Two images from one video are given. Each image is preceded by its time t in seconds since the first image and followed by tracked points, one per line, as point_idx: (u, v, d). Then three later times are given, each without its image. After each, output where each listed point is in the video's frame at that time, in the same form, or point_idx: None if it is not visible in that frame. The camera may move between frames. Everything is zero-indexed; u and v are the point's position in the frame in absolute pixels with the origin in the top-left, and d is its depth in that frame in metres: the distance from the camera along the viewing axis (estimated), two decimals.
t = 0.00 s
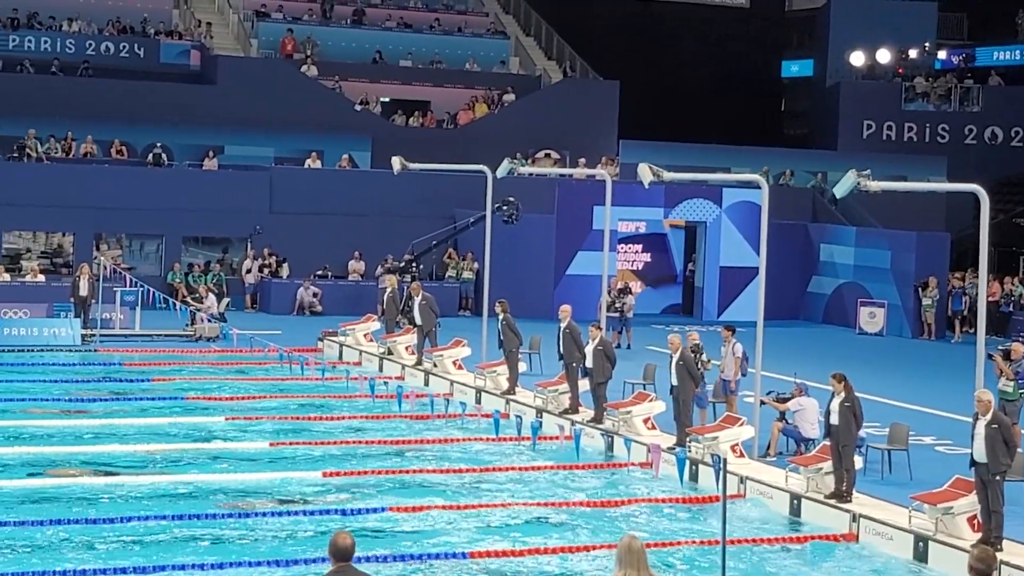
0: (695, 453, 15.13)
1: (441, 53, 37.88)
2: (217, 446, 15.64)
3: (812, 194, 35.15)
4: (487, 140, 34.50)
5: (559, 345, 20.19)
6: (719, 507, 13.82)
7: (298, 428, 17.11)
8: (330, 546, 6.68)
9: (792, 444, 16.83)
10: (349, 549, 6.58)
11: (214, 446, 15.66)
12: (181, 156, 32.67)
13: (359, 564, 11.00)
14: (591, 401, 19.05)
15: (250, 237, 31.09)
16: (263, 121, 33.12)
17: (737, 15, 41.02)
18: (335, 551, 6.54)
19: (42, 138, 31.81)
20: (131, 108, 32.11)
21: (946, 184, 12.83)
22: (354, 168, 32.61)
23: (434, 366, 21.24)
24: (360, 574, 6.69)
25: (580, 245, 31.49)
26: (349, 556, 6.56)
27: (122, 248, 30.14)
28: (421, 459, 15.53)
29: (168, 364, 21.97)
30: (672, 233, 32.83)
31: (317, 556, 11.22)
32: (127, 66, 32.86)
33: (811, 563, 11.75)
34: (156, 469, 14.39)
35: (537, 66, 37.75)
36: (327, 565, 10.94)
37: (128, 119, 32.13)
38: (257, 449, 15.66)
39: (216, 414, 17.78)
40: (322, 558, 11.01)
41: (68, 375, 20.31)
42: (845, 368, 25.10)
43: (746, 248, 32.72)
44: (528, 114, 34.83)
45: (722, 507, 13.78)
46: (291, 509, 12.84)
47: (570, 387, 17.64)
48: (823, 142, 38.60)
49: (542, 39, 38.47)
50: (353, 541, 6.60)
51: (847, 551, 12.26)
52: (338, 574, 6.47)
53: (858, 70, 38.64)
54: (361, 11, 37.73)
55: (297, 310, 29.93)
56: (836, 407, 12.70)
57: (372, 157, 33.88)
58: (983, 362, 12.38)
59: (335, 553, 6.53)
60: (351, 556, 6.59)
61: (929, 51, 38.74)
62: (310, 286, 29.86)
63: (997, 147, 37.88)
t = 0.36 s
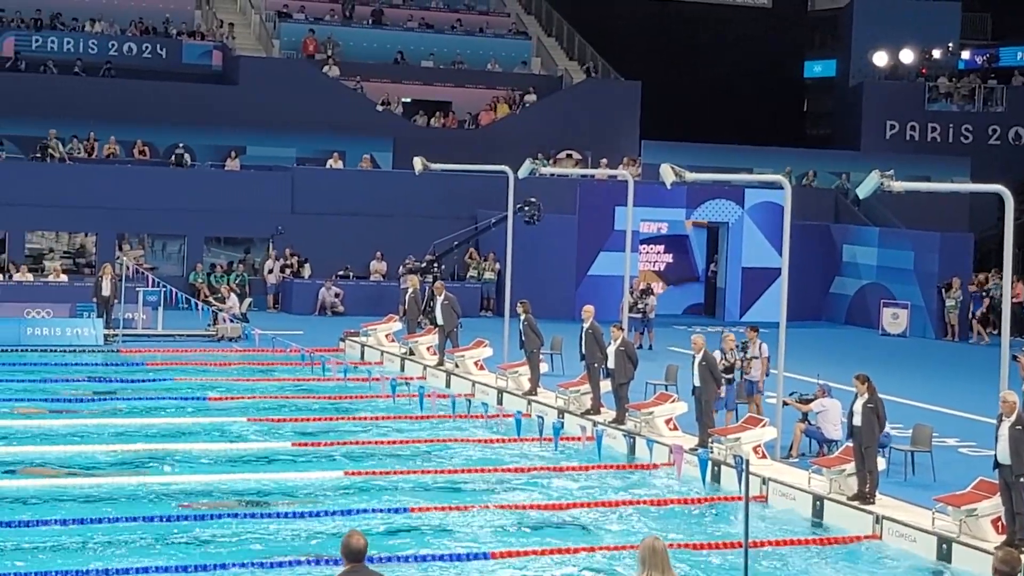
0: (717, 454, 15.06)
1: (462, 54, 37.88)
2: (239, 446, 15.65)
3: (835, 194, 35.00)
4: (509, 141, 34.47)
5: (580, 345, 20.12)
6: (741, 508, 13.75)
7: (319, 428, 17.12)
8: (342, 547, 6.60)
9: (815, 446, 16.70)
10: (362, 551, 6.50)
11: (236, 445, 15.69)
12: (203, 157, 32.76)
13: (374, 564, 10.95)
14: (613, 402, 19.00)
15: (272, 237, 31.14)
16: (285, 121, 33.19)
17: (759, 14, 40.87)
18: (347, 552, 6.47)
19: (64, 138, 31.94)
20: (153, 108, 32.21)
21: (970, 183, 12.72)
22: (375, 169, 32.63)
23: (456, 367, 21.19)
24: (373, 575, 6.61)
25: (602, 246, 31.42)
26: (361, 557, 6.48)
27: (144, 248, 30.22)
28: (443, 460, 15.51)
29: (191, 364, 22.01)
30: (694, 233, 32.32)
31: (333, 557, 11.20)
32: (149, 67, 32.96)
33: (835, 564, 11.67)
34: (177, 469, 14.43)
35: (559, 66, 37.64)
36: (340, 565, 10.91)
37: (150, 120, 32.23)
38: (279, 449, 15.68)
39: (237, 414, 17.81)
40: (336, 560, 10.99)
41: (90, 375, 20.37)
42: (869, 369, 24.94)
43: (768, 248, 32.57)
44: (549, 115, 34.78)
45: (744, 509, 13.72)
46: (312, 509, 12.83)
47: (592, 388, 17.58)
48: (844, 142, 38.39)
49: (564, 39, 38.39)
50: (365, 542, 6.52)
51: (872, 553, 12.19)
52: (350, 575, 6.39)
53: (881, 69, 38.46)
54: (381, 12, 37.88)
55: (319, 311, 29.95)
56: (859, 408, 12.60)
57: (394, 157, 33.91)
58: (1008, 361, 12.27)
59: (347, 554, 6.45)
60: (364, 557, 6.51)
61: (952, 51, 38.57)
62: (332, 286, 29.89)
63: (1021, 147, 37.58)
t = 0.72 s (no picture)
0: (731, 456, 15.01)
1: (477, 54, 37.92)
2: (253, 446, 15.67)
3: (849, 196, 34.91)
4: (523, 141, 34.43)
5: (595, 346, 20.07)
6: (755, 510, 13.71)
7: (333, 428, 17.13)
8: (337, 550, 6.48)
9: (830, 449, 16.63)
10: (356, 553, 6.39)
11: (250, 445, 15.71)
12: (217, 157, 32.82)
13: (367, 566, 10.89)
14: (627, 403, 18.99)
15: (286, 237, 31.18)
16: (299, 122, 33.23)
17: (774, 15, 40.77)
18: (339, 554, 6.34)
19: (79, 139, 32.03)
20: (167, 109, 32.28)
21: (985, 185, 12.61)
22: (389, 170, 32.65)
23: (470, 367, 21.17)
24: None
25: (616, 247, 31.38)
26: (355, 560, 6.36)
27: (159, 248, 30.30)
28: (457, 461, 15.50)
29: (205, 364, 22.04)
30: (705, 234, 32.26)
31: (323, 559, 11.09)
32: (164, 67, 33.00)
33: (849, 567, 11.61)
34: (191, 468, 14.45)
35: (573, 67, 37.52)
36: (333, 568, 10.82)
37: (165, 120, 32.30)
38: (293, 449, 15.69)
39: (252, 414, 17.83)
40: (330, 562, 10.89)
41: (106, 375, 20.44)
42: (884, 370, 24.83)
43: (783, 250, 32.48)
44: (562, 116, 34.77)
45: (758, 510, 13.68)
46: (326, 509, 12.83)
47: (606, 389, 17.53)
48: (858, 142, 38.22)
49: (578, 39, 38.13)
50: (358, 543, 6.39)
51: (886, 555, 12.13)
52: None
53: (897, 71, 38.32)
54: (395, 13, 37.91)
55: (332, 311, 29.97)
56: (874, 410, 12.52)
57: (408, 158, 33.93)
58: None
59: (340, 557, 6.34)
60: (358, 560, 6.40)
61: (968, 52, 38.53)
62: (346, 287, 29.90)
63: None
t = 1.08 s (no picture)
0: (752, 458, 14.92)
1: (498, 54, 37.94)
2: (273, 446, 15.68)
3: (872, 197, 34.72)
4: (544, 142, 34.38)
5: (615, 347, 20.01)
6: (775, 512, 13.64)
7: (352, 428, 17.13)
8: (328, 543, 6.60)
9: (853, 451, 16.52)
10: (346, 545, 6.50)
11: (271, 445, 15.73)
12: (238, 157, 32.89)
13: (365, 567, 10.85)
14: (649, 404, 18.91)
15: (307, 237, 31.25)
16: (321, 123, 33.28)
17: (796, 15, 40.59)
18: (329, 547, 6.46)
19: (101, 138, 32.08)
20: (189, 109, 32.36)
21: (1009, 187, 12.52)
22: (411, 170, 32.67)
23: (490, 368, 21.14)
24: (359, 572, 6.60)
25: (637, 248, 31.30)
26: (345, 552, 6.47)
27: (180, 248, 30.39)
28: (478, 461, 15.47)
29: (226, 364, 22.08)
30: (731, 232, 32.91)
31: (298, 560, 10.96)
32: (186, 67, 33.10)
33: (870, 570, 11.53)
34: (212, 467, 14.47)
35: (595, 68, 37.63)
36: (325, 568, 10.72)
37: (186, 120, 32.39)
38: (313, 448, 15.70)
39: (272, 414, 17.85)
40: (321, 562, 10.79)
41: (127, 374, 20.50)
42: (905, 372, 24.70)
43: (805, 251, 32.35)
44: (582, 117, 34.70)
45: (779, 512, 13.61)
46: (346, 509, 12.85)
47: (627, 390, 17.47)
48: (879, 145, 37.97)
49: (599, 40, 38.17)
50: (349, 536, 6.51)
51: (908, 558, 12.05)
52: (336, 569, 6.41)
53: (919, 72, 38.12)
54: (417, 13, 37.91)
55: (353, 311, 29.98)
56: (896, 412, 12.45)
57: (429, 158, 33.94)
58: None
59: (331, 549, 6.45)
60: (348, 552, 6.50)
61: (991, 53, 38.35)
62: (367, 287, 29.90)
63: None
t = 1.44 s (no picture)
0: (779, 459, 14.81)
1: (526, 54, 37.92)
2: (299, 444, 15.71)
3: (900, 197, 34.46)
4: (571, 142, 34.31)
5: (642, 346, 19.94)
6: (803, 513, 13.54)
7: (377, 427, 17.13)
8: (325, 541, 6.64)
9: (879, 451, 16.49)
10: (342, 544, 6.53)
11: (297, 443, 15.75)
12: (265, 156, 32.97)
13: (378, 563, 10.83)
14: (675, 405, 18.83)
15: (333, 236, 31.34)
16: (348, 122, 33.33)
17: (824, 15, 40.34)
18: (325, 545, 6.50)
19: (129, 137, 32.09)
20: (217, 107, 32.45)
21: None
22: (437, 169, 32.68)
23: (516, 367, 21.10)
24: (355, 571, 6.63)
25: (664, 248, 31.18)
26: (341, 550, 6.51)
27: (207, 246, 30.50)
28: (504, 460, 15.44)
29: (252, 362, 22.13)
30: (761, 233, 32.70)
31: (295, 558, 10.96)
32: (213, 65, 33.18)
33: (896, 572, 11.43)
34: (238, 465, 14.51)
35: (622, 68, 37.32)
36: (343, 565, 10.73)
37: (214, 119, 32.48)
38: (339, 447, 15.71)
39: (299, 412, 17.89)
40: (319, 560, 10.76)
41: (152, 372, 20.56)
42: (933, 374, 24.53)
43: (833, 252, 32.17)
44: (609, 117, 34.64)
45: (806, 514, 13.52)
46: (369, 507, 12.81)
47: (653, 390, 17.40)
48: (910, 146, 37.81)
49: (627, 39, 37.85)
50: (345, 535, 6.55)
51: (936, 560, 11.93)
52: (331, 569, 6.44)
53: (949, 72, 37.85)
54: (446, 12, 37.93)
55: (380, 310, 29.98)
56: (924, 413, 12.33)
57: (456, 157, 33.93)
58: None
59: (327, 547, 6.49)
60: (345, 551, 6.54)
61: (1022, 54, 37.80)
62: (393, 286, 29.92)
63: None
